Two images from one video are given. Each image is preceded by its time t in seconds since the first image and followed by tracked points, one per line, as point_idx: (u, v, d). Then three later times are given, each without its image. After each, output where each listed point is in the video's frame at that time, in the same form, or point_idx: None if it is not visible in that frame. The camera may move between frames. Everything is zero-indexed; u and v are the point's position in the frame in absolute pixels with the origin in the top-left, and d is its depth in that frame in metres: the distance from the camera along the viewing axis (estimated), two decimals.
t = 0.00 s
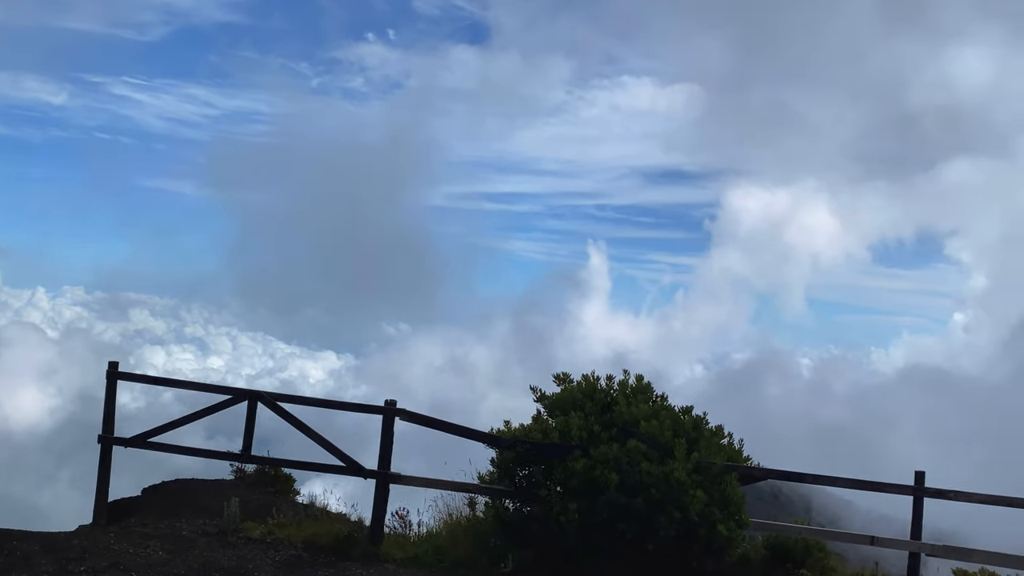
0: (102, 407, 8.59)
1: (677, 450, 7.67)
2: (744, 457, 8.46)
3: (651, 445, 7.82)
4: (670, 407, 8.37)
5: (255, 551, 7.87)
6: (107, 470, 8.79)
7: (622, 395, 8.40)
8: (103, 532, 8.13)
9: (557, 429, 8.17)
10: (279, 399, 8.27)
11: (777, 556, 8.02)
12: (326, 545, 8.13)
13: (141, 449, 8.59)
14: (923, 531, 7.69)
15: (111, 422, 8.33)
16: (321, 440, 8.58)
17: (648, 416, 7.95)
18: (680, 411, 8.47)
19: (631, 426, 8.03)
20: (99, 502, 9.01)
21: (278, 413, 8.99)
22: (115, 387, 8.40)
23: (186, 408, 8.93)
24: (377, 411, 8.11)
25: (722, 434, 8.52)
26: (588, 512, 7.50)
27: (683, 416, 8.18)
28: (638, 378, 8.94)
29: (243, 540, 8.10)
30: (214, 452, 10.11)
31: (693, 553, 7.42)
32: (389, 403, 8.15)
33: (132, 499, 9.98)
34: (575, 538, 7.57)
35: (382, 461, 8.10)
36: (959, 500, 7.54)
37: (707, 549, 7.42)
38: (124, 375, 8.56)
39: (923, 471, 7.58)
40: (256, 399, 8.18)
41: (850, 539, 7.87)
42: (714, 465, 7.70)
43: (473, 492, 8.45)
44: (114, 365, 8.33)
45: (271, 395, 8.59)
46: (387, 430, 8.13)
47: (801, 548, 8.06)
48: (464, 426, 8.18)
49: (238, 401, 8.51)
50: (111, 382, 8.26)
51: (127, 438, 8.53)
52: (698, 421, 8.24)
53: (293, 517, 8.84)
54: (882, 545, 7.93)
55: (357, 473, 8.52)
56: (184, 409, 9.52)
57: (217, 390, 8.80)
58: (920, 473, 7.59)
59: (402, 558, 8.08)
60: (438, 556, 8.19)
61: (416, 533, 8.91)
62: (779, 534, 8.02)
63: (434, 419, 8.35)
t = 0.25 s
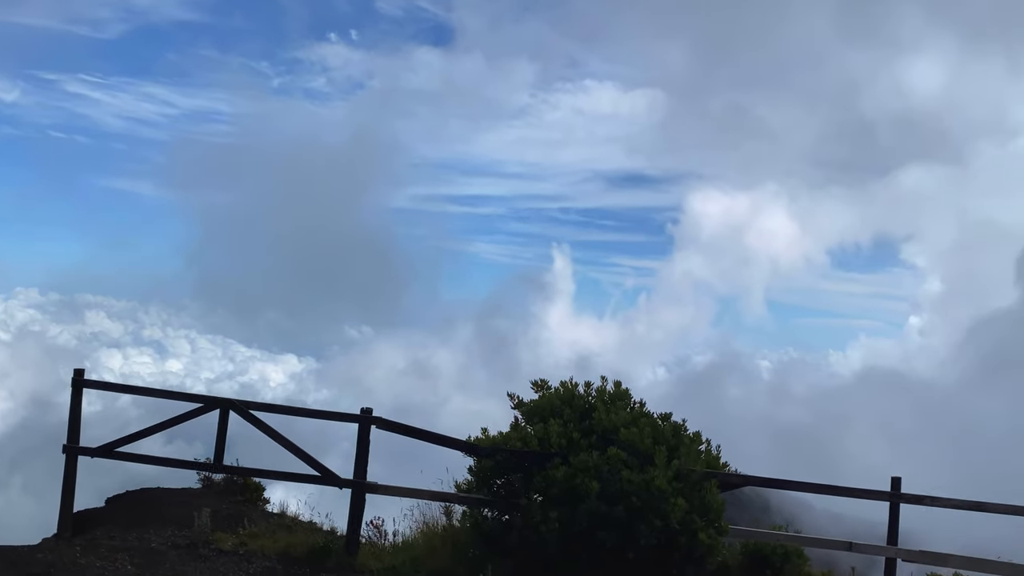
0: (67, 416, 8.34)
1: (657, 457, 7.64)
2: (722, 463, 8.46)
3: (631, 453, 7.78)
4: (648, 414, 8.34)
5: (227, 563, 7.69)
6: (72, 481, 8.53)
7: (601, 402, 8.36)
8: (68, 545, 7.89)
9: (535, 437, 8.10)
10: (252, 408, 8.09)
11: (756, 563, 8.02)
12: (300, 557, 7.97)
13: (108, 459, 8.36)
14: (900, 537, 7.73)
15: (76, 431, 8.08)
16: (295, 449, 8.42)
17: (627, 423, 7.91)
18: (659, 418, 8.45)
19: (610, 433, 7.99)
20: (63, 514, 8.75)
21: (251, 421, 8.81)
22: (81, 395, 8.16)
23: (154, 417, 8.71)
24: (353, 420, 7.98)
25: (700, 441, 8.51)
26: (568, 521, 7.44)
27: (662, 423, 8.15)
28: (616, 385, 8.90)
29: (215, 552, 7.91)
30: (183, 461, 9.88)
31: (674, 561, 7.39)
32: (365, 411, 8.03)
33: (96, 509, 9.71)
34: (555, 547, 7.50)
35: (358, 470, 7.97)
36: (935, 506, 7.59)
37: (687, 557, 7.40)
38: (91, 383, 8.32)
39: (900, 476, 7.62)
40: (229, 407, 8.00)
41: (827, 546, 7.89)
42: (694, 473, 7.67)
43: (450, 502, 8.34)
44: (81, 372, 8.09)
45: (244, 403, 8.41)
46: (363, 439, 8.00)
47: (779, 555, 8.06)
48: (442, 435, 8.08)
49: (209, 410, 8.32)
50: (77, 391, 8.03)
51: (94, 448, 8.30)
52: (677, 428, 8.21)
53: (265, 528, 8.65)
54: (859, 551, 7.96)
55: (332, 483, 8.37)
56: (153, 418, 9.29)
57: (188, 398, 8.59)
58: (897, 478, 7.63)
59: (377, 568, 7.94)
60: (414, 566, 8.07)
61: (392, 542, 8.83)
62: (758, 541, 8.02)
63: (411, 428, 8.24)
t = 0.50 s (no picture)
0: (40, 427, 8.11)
1: (645, 467, 7.59)
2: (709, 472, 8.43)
3: (619, 462, 7.72)
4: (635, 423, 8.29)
5: None
6: (45, 493, 8.29)
7: (588, 410, 8.29)
8: (42, 561, 7.66)
9: (522, 447, 8.02)
10: (233, 419, 7.91)
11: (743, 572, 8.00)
12: (283, 571, 7.82)
13: (84, 471, 8.15)
14: (885, 546, 7.76)
15: (50, 443, 7.84)
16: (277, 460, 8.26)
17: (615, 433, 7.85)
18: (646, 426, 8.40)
19: (598, 443, 7.93)
20: (35, 528, 8.51)
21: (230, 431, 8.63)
22: (56, 406, 7.94)
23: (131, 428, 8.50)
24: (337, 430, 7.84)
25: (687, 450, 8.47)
26: (557, 533, 7.36)
27: (649, 432, 8.11)
28: (602, 393, 8.84)
29: (194, 567, 7.73)
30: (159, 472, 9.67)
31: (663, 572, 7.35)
32: (349, 421, 7.90)
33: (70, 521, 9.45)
34: (544, 559, 7.43)
35: (342, 482, 7.83)
36: (921, 514, 7.62)
37: (676, 568, 7.36)
38: (65, 394, 8.10)
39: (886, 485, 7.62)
40: (210, 418, 7.82)
41: (814, 554, 7.88)
42: (682, 482, 7.63)
43: (435, 513, 8.23)
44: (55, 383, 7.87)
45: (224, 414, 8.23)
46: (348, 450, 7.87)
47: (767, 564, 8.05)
48: (428, 445, 7.97)
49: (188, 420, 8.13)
50: (51, 402, 7.80)
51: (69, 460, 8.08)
52: (664, 437, 8.17)
53: (246, 540, 8.48)
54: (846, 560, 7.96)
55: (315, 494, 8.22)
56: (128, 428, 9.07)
57: (166, 409, 8.39)
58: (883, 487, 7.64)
59: None
60: None
61: (374, 553, 8.68)
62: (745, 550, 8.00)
63: (396, 438, 8.12)
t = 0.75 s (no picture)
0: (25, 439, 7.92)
1: (643, 478, 7.54)
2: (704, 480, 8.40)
3: (616, 473, 7.67)
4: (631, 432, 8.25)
5: None
6: (30, 506, 8.11)
7: (583, 420, 8.23)
8: None
9: (518, 457, 7.95)
10: (224, 430, 7.77)
11: None
12: None
13: (70, 484, 7.98)
14: (881, 556, 7.80)
15: (36, 456, 7.67)
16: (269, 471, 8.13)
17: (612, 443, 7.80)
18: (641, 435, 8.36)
19: (594, 453, 7.87)
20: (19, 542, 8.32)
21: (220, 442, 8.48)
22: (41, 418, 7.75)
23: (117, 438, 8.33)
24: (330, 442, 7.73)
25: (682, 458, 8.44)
26: (554, 545, 7.31)
27: (645, 441, 8.06)
28: (596, 401, 8.79)
29: None
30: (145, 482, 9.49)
31: None
32: (342, 431, 7.79)
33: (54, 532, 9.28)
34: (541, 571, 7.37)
35: (336, 494, 7.73)
36: (917, 524, 7.64)
37: None
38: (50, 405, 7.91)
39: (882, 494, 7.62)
40: (200, 430, 7.67)
41: (811, 564, 7.88)
42: (679, 493, 7.60)
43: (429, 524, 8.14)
44: (40, 394, 7.68)
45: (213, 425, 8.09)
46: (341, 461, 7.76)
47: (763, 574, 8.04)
48: (422, 456, 7.88)
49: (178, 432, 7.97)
50: (37, 414, 7.62)
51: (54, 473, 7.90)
52: (660, 446, 8.13)
53: (236, 551, 8.36)
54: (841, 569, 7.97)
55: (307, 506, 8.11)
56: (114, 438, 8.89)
57: (154, 419, 8.23)
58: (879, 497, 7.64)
59: None
60: None
61: (366, 564, 8.57)
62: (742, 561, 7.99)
63: (389, 449, 8.02)
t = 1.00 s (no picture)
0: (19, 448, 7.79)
1: (646, 486, 7.52)
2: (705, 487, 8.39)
3: (619, 481, 7.65)
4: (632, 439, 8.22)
5: None
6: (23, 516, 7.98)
7: (585, 427, 8.20)
8: None
9: (520, 465, 7.90)
10: (222, 438, 7.68)
11: None
12: None
13: (65, 494, 7.85)
14: (883, 562, 7.82)
15: (31, 465, 7.55)
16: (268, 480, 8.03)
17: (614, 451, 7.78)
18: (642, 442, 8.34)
19: (597, 460, 7.84)
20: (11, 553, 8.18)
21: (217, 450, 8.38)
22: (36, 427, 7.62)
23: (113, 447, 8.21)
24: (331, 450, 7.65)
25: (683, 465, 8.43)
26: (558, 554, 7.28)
27: (647, 449, 8.04)
28: (597, 407, 8.76)
29: None
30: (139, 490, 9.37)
31: None
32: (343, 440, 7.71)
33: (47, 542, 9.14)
34: None
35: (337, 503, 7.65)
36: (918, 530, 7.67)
37: None
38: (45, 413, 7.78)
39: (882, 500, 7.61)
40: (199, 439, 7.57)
41: (813, 571, 7.89)
42: (682, 501, 7.58)
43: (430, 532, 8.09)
44: (36, 403, 7.55)
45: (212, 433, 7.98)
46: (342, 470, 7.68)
47: None
48: (423, 465, 7.82)
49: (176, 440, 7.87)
50: (32, 423, 7.49)
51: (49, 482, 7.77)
52: (662, 453, 8.11)
53: (234, 561, 8.26)
54: None
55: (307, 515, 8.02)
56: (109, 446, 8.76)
57: (151, 428, 8.11)
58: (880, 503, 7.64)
59: None
60: None
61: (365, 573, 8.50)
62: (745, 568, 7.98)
63: (390, 457, 7.95)
